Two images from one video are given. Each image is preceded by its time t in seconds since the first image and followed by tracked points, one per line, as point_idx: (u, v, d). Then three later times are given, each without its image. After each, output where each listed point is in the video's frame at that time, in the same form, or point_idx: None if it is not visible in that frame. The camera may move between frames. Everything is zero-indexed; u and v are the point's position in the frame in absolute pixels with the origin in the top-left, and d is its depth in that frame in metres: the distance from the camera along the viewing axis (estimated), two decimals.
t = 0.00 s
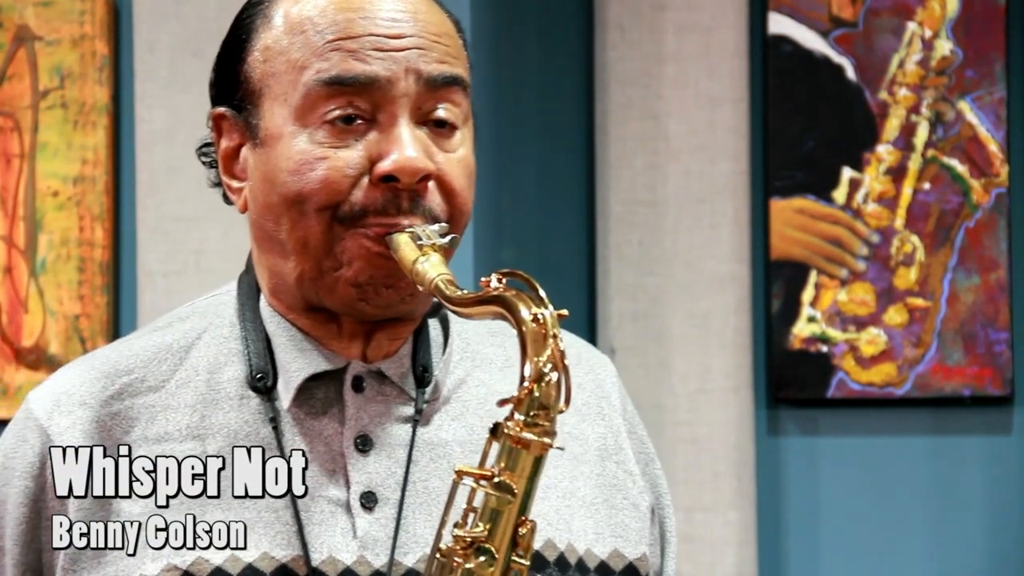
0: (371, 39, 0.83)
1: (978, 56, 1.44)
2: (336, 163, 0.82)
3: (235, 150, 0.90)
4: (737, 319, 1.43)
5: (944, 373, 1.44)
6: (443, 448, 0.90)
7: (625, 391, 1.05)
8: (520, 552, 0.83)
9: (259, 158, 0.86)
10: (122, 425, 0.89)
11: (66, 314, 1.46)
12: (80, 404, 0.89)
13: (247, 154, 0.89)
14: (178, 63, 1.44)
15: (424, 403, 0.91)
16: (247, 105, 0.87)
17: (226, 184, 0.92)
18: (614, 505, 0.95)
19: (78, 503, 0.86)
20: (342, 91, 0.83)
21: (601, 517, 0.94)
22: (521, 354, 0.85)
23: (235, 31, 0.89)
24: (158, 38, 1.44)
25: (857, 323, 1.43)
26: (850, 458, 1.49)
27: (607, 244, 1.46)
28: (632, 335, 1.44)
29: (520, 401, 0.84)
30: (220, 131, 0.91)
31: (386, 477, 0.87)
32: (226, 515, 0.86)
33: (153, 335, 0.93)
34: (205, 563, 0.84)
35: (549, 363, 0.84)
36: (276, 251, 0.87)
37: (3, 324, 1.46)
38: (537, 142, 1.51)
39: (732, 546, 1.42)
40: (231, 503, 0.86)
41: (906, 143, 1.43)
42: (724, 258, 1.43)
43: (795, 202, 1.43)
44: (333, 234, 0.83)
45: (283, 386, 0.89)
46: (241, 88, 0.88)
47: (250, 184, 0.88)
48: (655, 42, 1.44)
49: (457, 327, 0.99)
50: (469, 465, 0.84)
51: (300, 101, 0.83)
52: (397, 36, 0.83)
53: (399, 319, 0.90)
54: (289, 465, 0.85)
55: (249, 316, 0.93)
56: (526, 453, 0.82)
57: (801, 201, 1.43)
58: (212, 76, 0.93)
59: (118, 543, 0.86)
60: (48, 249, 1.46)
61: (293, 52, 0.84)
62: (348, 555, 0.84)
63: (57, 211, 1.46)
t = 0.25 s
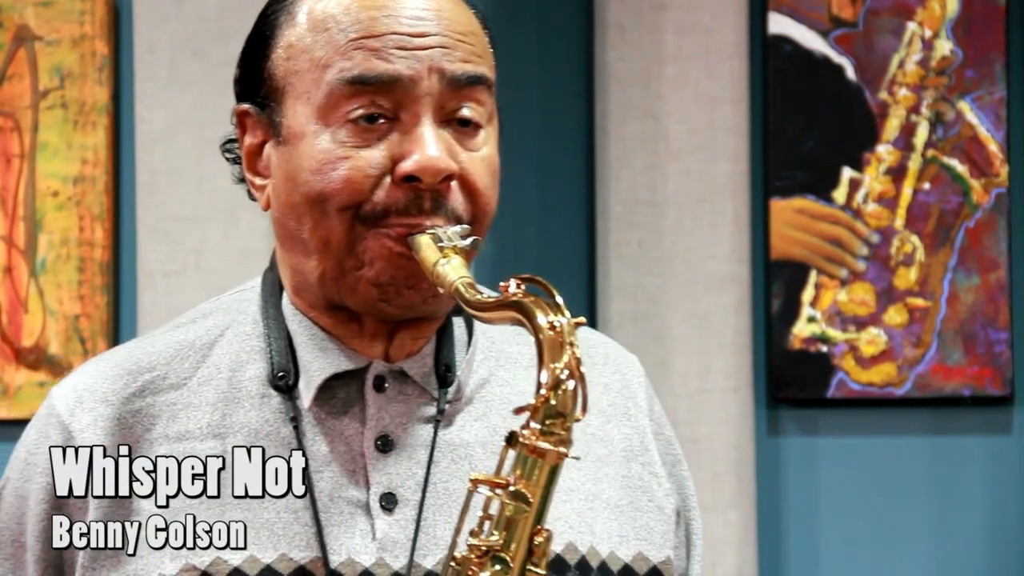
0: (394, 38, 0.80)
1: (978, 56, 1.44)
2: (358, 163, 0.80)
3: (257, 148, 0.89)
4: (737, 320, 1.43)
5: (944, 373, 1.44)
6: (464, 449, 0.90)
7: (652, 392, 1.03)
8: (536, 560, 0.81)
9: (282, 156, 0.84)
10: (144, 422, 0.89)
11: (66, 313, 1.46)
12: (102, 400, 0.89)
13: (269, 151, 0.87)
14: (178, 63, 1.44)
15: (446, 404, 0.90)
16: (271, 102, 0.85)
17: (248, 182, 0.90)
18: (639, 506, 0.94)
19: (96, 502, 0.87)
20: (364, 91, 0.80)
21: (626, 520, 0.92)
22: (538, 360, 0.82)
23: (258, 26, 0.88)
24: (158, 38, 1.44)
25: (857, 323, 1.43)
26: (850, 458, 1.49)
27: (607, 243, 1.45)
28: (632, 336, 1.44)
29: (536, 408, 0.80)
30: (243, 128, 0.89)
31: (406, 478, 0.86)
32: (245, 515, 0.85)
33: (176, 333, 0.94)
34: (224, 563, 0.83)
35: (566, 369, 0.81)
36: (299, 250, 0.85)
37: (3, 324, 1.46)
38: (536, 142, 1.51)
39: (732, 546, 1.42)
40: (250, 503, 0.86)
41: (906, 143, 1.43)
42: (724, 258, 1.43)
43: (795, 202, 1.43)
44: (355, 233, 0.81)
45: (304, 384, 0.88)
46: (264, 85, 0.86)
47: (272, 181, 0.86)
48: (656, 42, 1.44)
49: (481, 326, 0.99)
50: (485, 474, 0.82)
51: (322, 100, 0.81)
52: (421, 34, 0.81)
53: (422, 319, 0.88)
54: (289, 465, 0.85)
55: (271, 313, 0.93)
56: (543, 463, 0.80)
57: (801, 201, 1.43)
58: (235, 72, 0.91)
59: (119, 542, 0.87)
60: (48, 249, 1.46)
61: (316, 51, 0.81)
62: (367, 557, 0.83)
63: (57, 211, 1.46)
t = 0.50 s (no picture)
0: (423, 38, 0.79)
1: (978, 56, 1.44)
2: (385, 164, 0.80)
3: (285, 145, 0.89)
4: (737, 320, 1.43)
5: (944, 373, 1.44)
6: (490, 450, 0.89)
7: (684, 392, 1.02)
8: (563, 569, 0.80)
9: (309, 156, 0.84)
10: (169, 423, 0.89)
11: (66, 314, 1.46)
12: (127, 401, 0.89)
13: (297, 150, 0.87)
14: (178, 63, 1.44)
15: (472, 405, 0.89)
16: (299, 102, 0.86)
17: (275, 180, 0.91)
18: (669, 509, 0.92)
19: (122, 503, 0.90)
20: (393, 91, 0.80)
21: (655, 522, 0.91)
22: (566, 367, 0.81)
23: (287, 24, 0.88)
24: (158, 38, 1.44)
25: (857, 323, 1.43)
26: (850, 459, 1.49)
27: (607, 243, 1.45)
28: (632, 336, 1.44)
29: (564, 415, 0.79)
30: (270, 125, 0.90)
31: (432, 479, 0.85)
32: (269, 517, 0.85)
33: (202, 333, 0.94)
34: (247, 565, 0.84)
35: (594, 375, 0.79)
36: (326, 250, 0.85)
37: (3, 324, 1.46)
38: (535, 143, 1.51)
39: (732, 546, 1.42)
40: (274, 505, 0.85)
41: (906, 143, 1.43)
42: (725, 258, 1.44)
43: (795, 202, 1.43)
44: (382, 234, 0.81)
45: (328, 386, 0.88)
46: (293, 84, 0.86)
47: (299, 180, 0.86)
48: (656, 42, 1.44)
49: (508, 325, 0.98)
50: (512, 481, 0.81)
51: (350, 100, 0.81)
52: (449, 35, 0.80)
53: (449, 320, 0.88)
54: (288, 465, 0.85)
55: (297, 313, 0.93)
56: (569, 470, 0.79)
57: (801, 201, 1.43)
58: (264, 68, 0.92)
59: (117, 543, 0.88)
60: (48, 249, 1.46)
61: (345, 50, 0.81)
62: (391, 559, 0.82)
63: (57, 211, 1.46)
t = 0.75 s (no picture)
0: (459, 43, 0.79)
1: (978, 56, 1.44)
2: (419, 168, 0.80)
3: (320, 145, 0.91)
4: (736, 320, 1.43)
5: (944, 373, 1.44)
6: (524, 456, 0.88)
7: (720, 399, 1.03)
8: None
9: (343, 157, 0.85)
10: (202, 423, 0.91)
11: (66, 314, 1.46)
12: (161, 400, 0.91)
13: (333, 149, 0.88)
14: (178, 63, 1.44)
15: (506, 411, 0.89)
16: (334, 103, 0.87)
17: (310, 178, 0.92)
18: (703, 517, 0.92)
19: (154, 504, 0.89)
20: (427, 96, 0.80)
21: (689, 531, 0.90)
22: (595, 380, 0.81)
23: (325, 24, 0.89)
24: (158, 38, 1.44)
25: (857, 323, 1.43)
26: (850, 459, 1.49)
27: (607, 244, 1.45)
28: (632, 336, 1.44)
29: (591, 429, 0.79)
30: (307, 124, 0.91)
31: (463, 484, 0.85)
32: (299, 520, 0.85)
33: (237, 334, 0.96)
34: (276, 568, 0.84)
35: (624, 389, 0.79)
36: (361, 253, 0.85)
37: (3, 324, 1.46)
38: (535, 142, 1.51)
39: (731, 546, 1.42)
40: (304, 508, 0.86)
41: (906, 143, 1.43)
42: (725, 258, 1.44)
43: (795, 202, 1.43)
44: (415, 237, 0.81)
45: (361, 389, 0.89)
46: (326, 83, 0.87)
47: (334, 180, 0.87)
48: (656, 43, 1.44)
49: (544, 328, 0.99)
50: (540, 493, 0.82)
51: (386, 103, 0.81)
52: (485, 39, 0.80)
53: (483, 325, 0.88)
54: (288, 465, 0.86)
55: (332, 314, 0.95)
56: (597, 485, 0.79)
57: (801, 201, 1.43)
58: (303, 65, 0.92)
59: (118, 542, 0.91)
60: (48, 249, 1.46)
61: (381, 53, 0.81)
62: (420, 564, 0.82)
63: (57, 211, 1.46)
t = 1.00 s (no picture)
0: (499, 41, 0.78)
1: (978, 56, 1.44)
2: (457, 166, 0.79)
3: (358, 143, 0.90)
4: (736, 320, 1.44)
5: (944, 373, 1.44)
6: (551, 459, 0.88)
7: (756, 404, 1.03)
8: None
9: (382, 155, 0.84)
10: (232, 418, 0.92)
11: (66, 314, 1.46)
12: (191, 395, 0.92)
13: (369, 148, 0.88)
14: (178, 63, 1.44)
15: (537, 414, 0.89)
16: (372, 101, 0.86)
17: (347, 176, 0.92)
18: (732, 524, 0.93)
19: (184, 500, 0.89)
20: (467, 93, 0.79)
21: (717, 539, 0.91)
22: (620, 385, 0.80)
23: (363, 23, 0.88)
24: (158, 38, 1.44)
25: (857, 323, 1.43)
26: (851, 459, 1.49)
27: (607, 244, 1.46)
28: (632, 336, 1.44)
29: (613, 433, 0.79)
30: (343, 123, 0.91)
31: (490, 487, 0.86)
32: (327, 519, 0.86)
33: (269, 329, 0.97)
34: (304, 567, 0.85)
35: (647, 392, 0.78)
36: (397, 251, 0.85)
37: (3, 324, 1.46)
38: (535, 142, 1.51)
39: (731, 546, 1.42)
40: (332, 506, 0.87)
41: (906, 143, 1.43)
42: (724, 258, 1.44)
43: (795, 202, 1.43)
44: (451, 237, 0.81)
45: (392, 389, 0.88)
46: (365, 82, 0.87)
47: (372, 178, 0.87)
48: (657, 43, 1.44)
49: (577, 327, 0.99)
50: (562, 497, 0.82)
51: (425, 101, 0.81)
52: (525, 36, 0.79)
53: (516, 325, 0.88)
54: (288, 465, 0.86)
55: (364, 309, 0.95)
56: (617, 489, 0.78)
57: (801, 201, 1.43)
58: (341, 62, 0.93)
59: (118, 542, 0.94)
60: (48, 249, 1.46)
61: (420, 50, 0.81)
62: (446, 566, 0.83)
63: (57, 211, 1.46)
